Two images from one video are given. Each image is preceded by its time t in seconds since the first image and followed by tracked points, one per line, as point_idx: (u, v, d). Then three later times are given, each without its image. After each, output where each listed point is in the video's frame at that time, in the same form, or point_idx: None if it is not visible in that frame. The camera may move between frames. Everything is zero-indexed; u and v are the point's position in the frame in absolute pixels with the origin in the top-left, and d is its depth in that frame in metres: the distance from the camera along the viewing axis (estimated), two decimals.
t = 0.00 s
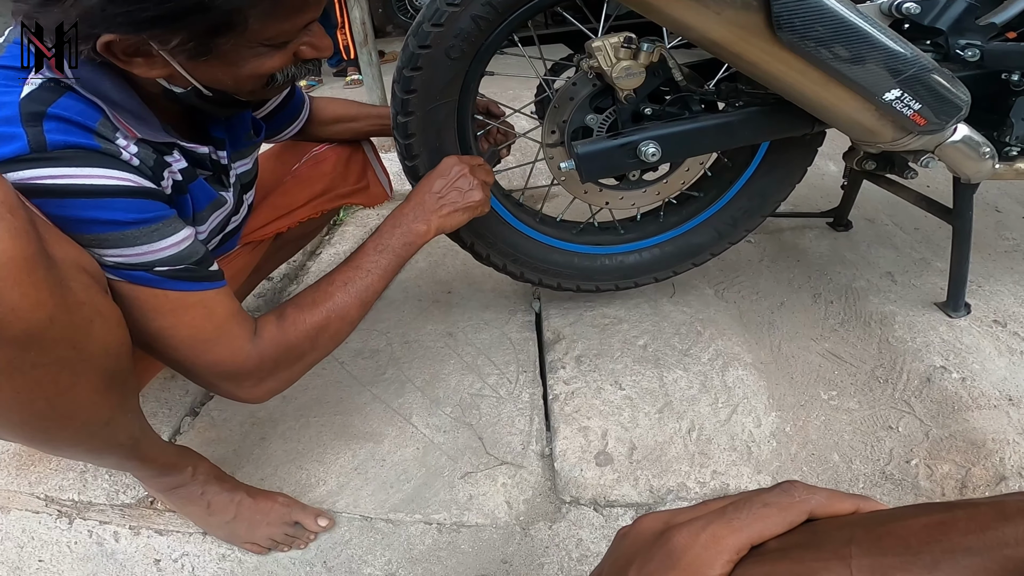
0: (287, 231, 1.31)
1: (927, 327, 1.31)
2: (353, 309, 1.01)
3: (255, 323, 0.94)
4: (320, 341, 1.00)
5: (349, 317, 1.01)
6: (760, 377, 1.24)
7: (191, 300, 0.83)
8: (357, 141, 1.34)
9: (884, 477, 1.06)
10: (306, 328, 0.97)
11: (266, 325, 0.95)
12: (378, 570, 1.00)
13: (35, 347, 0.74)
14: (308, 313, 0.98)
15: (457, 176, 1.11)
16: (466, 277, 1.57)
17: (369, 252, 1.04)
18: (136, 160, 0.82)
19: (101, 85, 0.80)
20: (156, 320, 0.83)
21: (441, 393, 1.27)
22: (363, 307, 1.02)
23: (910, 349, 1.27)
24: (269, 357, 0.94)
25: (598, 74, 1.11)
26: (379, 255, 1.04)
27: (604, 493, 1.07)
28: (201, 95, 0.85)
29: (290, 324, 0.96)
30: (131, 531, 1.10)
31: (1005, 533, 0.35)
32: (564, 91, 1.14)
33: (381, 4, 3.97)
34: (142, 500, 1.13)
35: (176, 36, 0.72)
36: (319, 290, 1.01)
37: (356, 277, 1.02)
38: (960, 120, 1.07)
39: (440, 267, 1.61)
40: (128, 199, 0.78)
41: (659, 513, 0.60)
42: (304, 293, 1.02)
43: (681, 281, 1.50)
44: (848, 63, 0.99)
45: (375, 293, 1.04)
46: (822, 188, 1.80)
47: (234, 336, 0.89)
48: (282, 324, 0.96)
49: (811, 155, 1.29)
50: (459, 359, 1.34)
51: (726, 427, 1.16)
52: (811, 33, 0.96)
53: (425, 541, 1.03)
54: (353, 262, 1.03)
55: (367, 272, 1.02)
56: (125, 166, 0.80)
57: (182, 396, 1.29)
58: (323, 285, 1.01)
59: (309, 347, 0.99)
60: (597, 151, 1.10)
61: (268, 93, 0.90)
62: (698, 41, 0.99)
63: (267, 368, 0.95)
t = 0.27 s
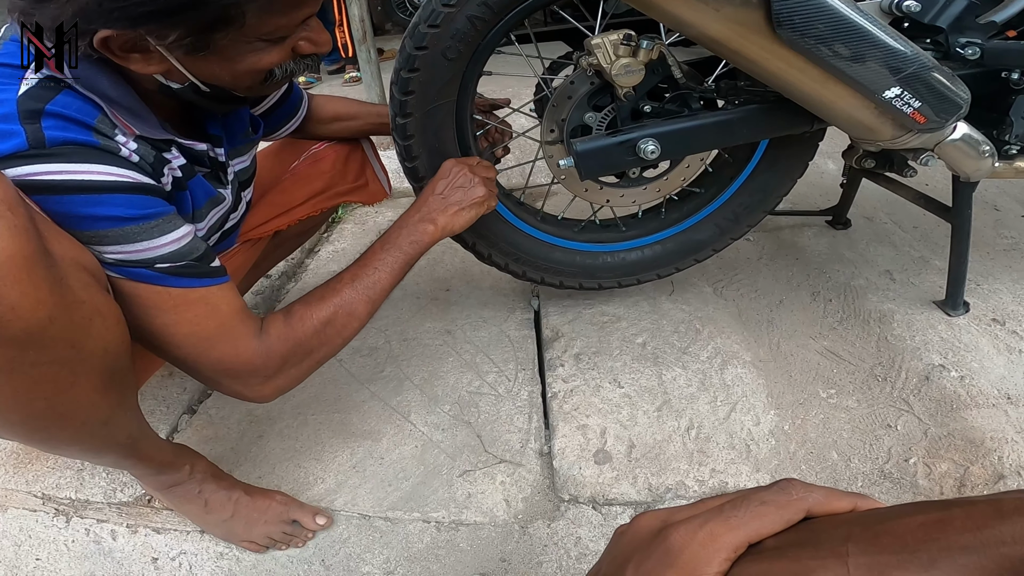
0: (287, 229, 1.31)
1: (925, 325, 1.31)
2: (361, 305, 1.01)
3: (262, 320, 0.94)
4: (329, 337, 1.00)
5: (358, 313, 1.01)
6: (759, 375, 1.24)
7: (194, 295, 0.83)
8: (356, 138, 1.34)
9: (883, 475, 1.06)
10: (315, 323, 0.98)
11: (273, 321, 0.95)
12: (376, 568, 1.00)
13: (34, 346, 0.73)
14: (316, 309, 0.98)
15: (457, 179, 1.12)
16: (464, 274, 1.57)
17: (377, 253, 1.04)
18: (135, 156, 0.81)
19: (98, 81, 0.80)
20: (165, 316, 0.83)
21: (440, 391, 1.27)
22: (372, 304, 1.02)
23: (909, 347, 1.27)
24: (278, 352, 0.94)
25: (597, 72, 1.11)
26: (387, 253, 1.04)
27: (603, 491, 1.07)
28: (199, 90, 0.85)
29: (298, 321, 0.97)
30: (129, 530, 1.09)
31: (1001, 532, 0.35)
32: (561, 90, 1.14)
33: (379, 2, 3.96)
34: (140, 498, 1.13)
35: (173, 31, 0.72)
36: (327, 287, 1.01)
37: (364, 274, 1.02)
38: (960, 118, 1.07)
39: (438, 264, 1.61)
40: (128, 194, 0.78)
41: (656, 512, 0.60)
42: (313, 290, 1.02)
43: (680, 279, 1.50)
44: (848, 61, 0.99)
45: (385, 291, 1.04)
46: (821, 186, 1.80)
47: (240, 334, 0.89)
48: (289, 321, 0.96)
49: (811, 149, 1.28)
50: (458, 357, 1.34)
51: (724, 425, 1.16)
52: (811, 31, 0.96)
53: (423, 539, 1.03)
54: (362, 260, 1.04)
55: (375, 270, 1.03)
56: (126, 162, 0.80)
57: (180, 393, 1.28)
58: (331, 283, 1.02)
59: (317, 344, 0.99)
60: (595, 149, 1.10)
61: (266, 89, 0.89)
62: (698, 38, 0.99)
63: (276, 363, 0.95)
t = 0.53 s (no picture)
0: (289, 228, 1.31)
1: (927, 325, 1.31)
2: (388, 313, 1.01)
3: (283, 319, 0.95)
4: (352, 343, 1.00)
5: (384, 322, 1.01)
6: (760, 375, 1.24)
7: (207, 289, 0.83)
8: (358, 137, 1.34)
9: (883, 476, 1.06)
10: (338, 329, 0.97)
11: (296, 321, 0.95)
12: (376, 567, 1.00)
13: (40, 342, 0.74)
14: (341, 312, 0.98)
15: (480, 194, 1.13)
16: (465, 273, 1.56)
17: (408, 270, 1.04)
18: (144, 150, 0.81)
19: (102, 76, 0.79)
20: (176, 313, 0.83)
21: (441, 390, 1.26)
22: (400, 313, 1.02)
23: (910, 348, 1.27)
24: (296, 352, 0.94)
25: (600, 70, 1.11)
26: (418, 267, 1.04)
27: (603, 491, 1.07)
28: (201, 86, 0.85)
29: (321, 323, 0.97)
30: (128, 529, 1.09)
31: (1003, 531, 0.34)
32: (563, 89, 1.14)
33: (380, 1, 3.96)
34: (139, 497, 1.13)
35: (176, 26, 0.71)
36: (359, 292, 1.01)
37: (397, 284, 1.02)
38: (962, 118, 1.07)
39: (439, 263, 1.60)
40: (135, 189, 0.78)
41: (656, 511, 0.60)
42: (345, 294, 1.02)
43: (681, 279, 1.50)
44: (852, 61, 0.99)
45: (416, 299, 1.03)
46: (822, 186, 1.80)
47: (258, 332, 0.90)
48: (313, 322, 0.96)
49: (813, 150, 1.28)
50: (458, 355, 1.34)
51: (725, 425, 1.15)
52: (815, 30, 0.96)
53: (424, 538, 1.03)
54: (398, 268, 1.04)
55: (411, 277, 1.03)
56: (134, 157, 0.79)
57: (180, 392, 1.28)
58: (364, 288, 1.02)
59: (341, 351, 0.99)
60: (598, 148, 1.10)
61: (269, 86, 0.89)
62: (701, 37, 0.99)
63: (292, 365, 0.95)
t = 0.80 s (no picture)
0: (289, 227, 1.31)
1: (924, 324, 1.32)
2: (406, 298, 1.02)
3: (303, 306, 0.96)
4: (370, 330, 1.01)
5: (401, 309, 1.02)
6: (758, 374, 1.25)
7: (223, 275, 0.83)
8: (357, 136, 1.33)
9: (881, 474, 1.07)
10: (356, 315, 0.98)
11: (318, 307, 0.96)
12: (375, 566, 1.00)
13: (55, 339, 0.74)
14: (361, 298, 1.00)
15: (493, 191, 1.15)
16: (464, 272, 1.56)
17: (422, 256, 1.06)
18: (151, 145, 0.82)
19: (104, 73, 0.79)
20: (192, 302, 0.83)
21: (439, 389, 1.27)
22: (417, 297, 1.04)
23: (907, 347, 1.27)
24: (319, 336, 0.95)
25: (599, 70, 1.11)
26: (431, 254, 1.06)
27: (602, 489, 1.07)
28: (201, 85, 0.85)
29: (341, 308, 0.98)
30: (127, 528, 1.09)
31: (1003, 528, 0.35)
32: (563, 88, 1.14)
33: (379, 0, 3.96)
34: (138, 495, 1.13)
35: (176, 25, 0.71)
36: (375, 279, 1.03)
37: (416, 266, 1.05)
38: (960, 118, 1.07)
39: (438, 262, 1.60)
40: (145, 182, 0.78)
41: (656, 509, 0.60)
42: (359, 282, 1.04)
43: (680, 278, 1.50)
44: (850, 61, 0.99)
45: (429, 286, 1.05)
46: (820, 186, 1.80)
47: (282, 317, 0.91)
48: (333, 308, 0.97)
49: (810, 151, 1.28)
50: (457, 354, 1.34)
51: (724, 424, 1.16)
52: (814, 30, 0.96)
53: (423, 537, 1.03)
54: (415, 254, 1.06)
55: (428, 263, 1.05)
56: (141, 151, 0.80)
57: (178, 390, 1.28)
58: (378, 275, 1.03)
59: (360, 334, 1.00)
60: (597, 147, 1.10)
61: (269, 85, 0.89)
62: (701, 37, 0.99)
63: (312, 350, 0.95)
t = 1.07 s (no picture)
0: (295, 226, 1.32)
1: (927, 325, 1.32)
2: (456, 281, 1.05)
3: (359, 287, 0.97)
4: (422, 313, 1.02)
5: (447, 296, 1.04)
6: (760, 374, 1.25)
7: (263, 251, 0.84)
8: (359, 133, 1.35)
9: (882, 474, 1.07)
10: (408, 301, 1.00)
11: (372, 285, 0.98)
12: (377, 564, 1.00)
13: (102, 341, 0.75)
14: (411, 280, 1.02)
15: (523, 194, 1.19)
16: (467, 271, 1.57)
17: (472, 253, 1.09)
18: (175, 134, 0.84)
19: (116, 70, 0.79)
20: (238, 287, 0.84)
21: (442, 387, 1.27)
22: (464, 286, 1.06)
23: (910, 347, 1.27)
24: (372, 315, 0.96)
25: (604, 70, 1.11)
26: (476, 260, 1.08)
27: (604, 488, 1.07)
28: (207, 79, 0.85)
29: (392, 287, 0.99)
30: (129, 524, 1.09)
31: (1007, 521, 0.35)
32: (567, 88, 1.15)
33: None
34: (141, 492, 1.13)
35: (184, 19, 0.72)
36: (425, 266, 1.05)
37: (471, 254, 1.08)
38: (965, 118, 1.07)
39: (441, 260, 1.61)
40: (177, 168, 0.80)
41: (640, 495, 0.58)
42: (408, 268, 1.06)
43: (683, 278, 1.50)
44: (855, 62, 0.99)
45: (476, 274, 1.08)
46: (823, 186, 1.80)
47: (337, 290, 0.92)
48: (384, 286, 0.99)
49: (814, 151, 1.29)
50: (460, 353, 1.34)
51: (725, 424, 1.16)
52: (818, 30, 0.96)
53: (424, 535, 1.03)
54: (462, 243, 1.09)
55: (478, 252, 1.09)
56: (167, 141, 0.82)
57: (182, 387, 1.28)
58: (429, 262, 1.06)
59: (407, 318, 1.01)
60: (601, 147, 1.10)
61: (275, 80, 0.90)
62: (705, 37, 0.99)
63: (367, 323, 0.96)
